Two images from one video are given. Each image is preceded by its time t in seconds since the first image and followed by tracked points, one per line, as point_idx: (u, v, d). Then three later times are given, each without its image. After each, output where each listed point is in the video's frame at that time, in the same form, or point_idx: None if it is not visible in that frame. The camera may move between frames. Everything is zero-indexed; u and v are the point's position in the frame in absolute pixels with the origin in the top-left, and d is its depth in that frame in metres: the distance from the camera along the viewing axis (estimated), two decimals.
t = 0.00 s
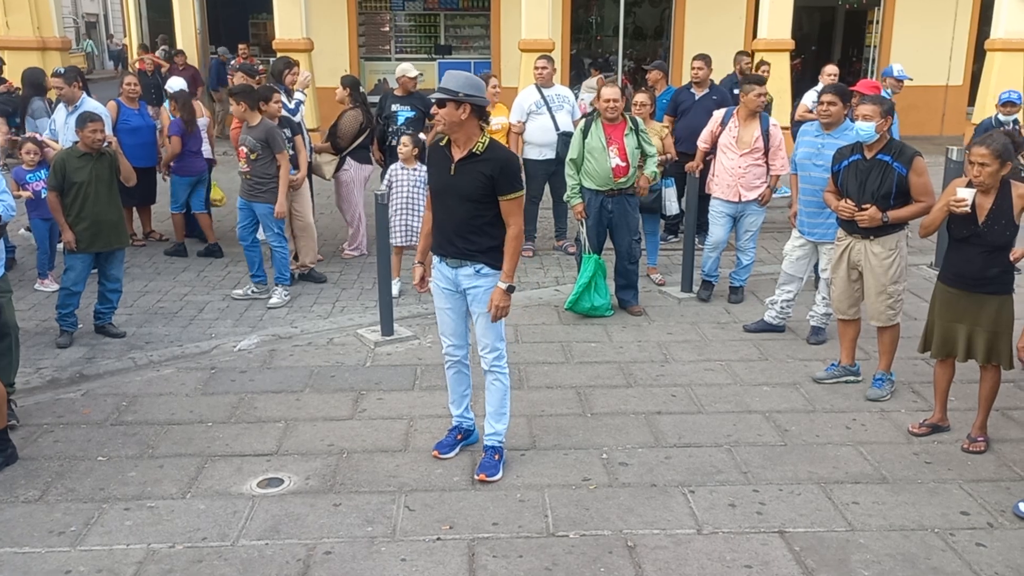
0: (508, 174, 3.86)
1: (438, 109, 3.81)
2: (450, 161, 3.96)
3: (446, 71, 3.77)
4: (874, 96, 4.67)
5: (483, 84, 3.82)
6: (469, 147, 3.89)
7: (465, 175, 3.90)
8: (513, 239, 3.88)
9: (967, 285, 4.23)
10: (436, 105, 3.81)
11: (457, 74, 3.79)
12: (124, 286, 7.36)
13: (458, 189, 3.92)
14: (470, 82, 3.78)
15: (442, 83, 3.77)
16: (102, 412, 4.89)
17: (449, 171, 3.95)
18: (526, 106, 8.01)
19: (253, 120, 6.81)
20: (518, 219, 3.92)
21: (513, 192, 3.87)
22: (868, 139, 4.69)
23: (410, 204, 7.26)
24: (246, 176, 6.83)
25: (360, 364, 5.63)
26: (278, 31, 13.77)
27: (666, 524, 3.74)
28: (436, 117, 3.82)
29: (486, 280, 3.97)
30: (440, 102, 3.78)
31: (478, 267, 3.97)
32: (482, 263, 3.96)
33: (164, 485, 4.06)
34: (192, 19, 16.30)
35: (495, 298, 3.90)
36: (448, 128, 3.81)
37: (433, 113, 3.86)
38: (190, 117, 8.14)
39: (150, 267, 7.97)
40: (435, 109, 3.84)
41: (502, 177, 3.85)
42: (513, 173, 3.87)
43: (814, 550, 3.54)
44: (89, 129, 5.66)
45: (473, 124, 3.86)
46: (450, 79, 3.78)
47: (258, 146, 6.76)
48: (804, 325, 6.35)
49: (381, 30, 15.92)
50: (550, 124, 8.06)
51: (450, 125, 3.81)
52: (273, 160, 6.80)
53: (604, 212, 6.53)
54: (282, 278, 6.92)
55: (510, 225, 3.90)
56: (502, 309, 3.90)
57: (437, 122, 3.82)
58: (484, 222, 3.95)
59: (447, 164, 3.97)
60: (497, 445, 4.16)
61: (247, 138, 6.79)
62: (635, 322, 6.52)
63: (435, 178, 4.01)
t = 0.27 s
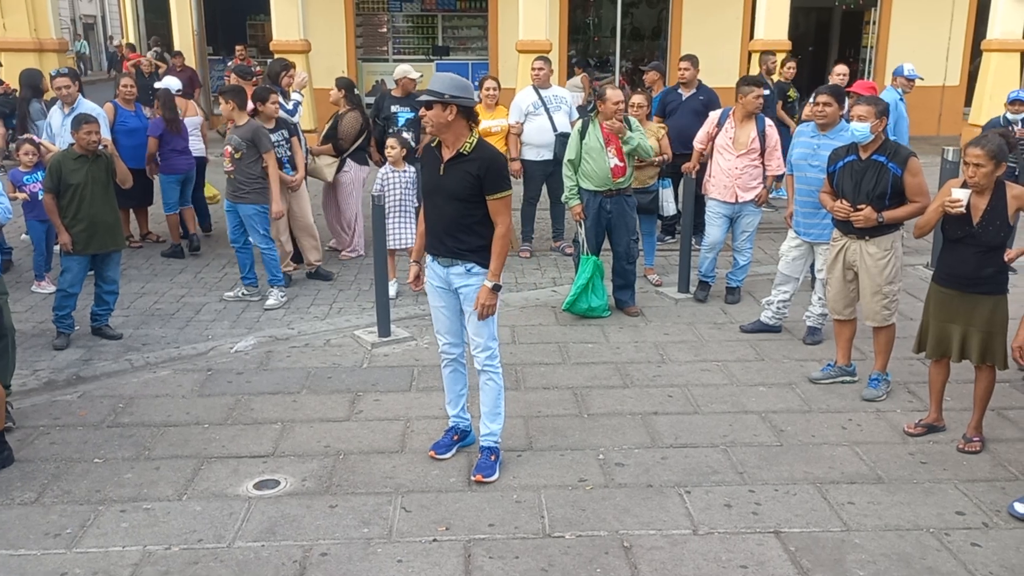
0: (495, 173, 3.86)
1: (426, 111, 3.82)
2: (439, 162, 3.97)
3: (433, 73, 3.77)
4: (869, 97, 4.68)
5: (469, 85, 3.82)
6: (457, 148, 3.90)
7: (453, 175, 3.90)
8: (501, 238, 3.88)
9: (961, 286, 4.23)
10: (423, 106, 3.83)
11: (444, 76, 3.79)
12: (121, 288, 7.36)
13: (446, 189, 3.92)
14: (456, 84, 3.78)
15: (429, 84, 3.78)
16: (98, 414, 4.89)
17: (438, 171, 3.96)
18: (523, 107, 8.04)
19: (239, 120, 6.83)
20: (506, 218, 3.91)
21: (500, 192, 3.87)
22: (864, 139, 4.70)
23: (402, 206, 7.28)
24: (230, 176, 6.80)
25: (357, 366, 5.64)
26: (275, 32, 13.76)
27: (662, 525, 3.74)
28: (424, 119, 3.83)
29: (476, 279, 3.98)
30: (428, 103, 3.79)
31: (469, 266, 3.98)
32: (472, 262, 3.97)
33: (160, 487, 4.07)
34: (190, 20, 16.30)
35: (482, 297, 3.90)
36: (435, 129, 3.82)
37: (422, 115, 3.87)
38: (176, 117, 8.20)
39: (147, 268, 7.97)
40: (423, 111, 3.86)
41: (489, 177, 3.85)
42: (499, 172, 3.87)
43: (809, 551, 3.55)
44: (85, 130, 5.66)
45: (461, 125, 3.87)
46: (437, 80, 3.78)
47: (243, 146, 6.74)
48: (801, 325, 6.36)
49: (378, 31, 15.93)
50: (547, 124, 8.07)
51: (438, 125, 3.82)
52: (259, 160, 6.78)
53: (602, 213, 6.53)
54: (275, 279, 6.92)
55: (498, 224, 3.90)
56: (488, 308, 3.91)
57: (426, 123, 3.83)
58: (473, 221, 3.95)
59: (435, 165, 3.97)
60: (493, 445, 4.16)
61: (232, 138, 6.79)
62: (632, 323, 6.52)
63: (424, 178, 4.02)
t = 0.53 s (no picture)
0: (491, 173, 3.86)
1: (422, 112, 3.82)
2: (437, 162, 3.97)
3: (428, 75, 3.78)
4: (868, 99, 4.68)
5: (465, 85, 3.83)
6: (454, 147, 3.90)
7: (449, 174, 3.90)
8: (499, 237, 3.88)
9: (959, 286, 4.24)
10: (420, 107, 3.83)
11: (438, 77, 3.79)
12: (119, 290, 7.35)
13: (443, 188, 3.92)
14: (452, 85, 3.79)
15: (425, 85, 3.79)
16: (97, 416, 4.89)
17: (435, 171, 3.96)
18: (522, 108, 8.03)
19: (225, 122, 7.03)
20: (503, 216, 3.92)
21: (497, 191, 3.87)
22: (863, 141, 4.71)
23: (400, 206, 7.26)
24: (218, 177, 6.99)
25: (356, 367, 5.64)
26: (274, 33, 13.77)
27: (661, 526, 3.75)
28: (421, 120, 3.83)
29: (474, 279, 3.99)
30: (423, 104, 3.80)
31: (466, 266, 3.98)
32: (470, 262, 3.98)
33: (159, 488, 4.07)
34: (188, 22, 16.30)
35: (480, 296, 3.91)
36: (431, 130, 3.83)
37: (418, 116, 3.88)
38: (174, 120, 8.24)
39: (146, 270, 7.96)
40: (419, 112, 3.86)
41: (486, 176, 3.85)
42: (496, 172, 3.87)
43: (808, 551, 3.55)
44: (82, 132, 5.66)
45: (457, 125, 3.87)
46: (432, 81, 3.78)
47: (227, 146, 6.92)
48: (800, 326, 6.37)
49: (377, 32, 15.94)
50: (546, 125, 8.08)
51: (434, 126, 3.82)
52: (241, 160, 6.93)
53: (600, 213, 6.54)
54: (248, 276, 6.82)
55: (495, 223, 3.90)
56: (486, 307, 3.93)
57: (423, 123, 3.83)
58: (470, 220, 3.95)
59: (433, 165, 3.98)
60: (492, 447, 4.16)
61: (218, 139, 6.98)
62: (631, 324, 6.53)
63: (422, 178, 4.02)
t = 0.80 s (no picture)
0: (491, 173, 3.86)
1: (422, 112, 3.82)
2: (436, 162, 3.97)
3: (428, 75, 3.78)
4: (867, 98, 4.68)
5: (464, 85, 3.83)
6: (453, 147, 3.90)
7: (448, 174, 3.91)
8: (499, 237, 3.88)
9: (957, 286, 4.24)
10: (419, 107, 3.83)
11: (438, 77, 3.79)
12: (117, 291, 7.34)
13: (442, 188, 3.93)
14: (450, 85, 3.78)
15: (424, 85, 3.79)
16: (95, 417, 4.88)
17: (434, 171, 3.96)
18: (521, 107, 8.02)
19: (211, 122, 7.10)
20: (502, 216, 3.92)
21: (497, 191, 3.87)
22: (862, 141, 4.71)
23: (398, 207, 7.25)
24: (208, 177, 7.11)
25: (355, 368, 5.63)
26: (272, 34, 13.76)
27: (660, 526, 3.75)
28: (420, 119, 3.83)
29: (474, 279, 3.98)
30: (422, 104, 3.80)
31: (466, 266, 3.98)
32: (470, 262, 3.98)
33: (158, 489, 4.06)
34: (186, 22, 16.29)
35: (482, 296, 3.92)
36: (430, 130, 3.83)
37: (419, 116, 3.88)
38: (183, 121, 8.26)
39: (144, 270, 7.95)
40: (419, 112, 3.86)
41: (485, 176, 3.85)
42: (495, 172, 3.87)
43: (807, 551, 3.55)
44: (79, 133, 5.65)
45: (456, 125, 3.87)
46: (431, 81, 3.78)
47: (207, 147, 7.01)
48: (798, 326, 6.37)
49: (375, 32, 15.93)
50: (544, 126, 8.07)
51: (434, 126, 3.82)
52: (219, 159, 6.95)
53: (597, 214, 6.54)
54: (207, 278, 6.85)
55: (495, 223, 3.90)
56: (488, 306, 3.93)
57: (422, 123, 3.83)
58: (469, 221, 3.95)
59: (432, 165, 3.98)
60: (491, 447, 4.16)
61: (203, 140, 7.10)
62: (630, 324, 6.53)
63: (421, 178, 4.02)
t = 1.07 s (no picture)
0: (490, 174, 3.86)
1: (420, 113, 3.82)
2: (434, 163, 3.97)
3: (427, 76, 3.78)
4: (866, 98, 4.70)
5: (463, 87, 3.83)
6: (451, 148, 3.90)
7: (447, 175, 3.91)
8: (498, 238, 3.89)
9: (954, 286, 4.25)
10: (417, 107, 3.83)
11: (436, 78, 3.79)
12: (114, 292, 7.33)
13: (441, 189, 3.93)
14: (449, 86, 3.79)
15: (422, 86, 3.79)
16: (92, 418, 4.87)
17: (433, 172, 3.96)
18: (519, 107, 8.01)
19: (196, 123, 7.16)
20: (501, 217, 3.92)
21: (496, 192, 3.87)
22: (861, 140, 4.72)
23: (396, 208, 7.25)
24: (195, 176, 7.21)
25: (352, 368, 5.63)
26: (269, 35, 13.75)
27: (657, 526, 3.75)
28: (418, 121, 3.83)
29: (473, 280, 3.98)
30: (420, 105, 3.80)
31: (464, 266, 3.97)
32: (468, 263, 3.97)
33: (154, 491, 4.06)
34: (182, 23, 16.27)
35: (482, 297, 3.92)
36: (428, 131, 3.82)
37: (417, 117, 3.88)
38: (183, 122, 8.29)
39: (141, 272, 7.94)
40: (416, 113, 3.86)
41: (484, 177, 3.86)
42: (494, 173, 3.87)
43: (804, 551, 3.55)
44: (74, 133, 5.64)
45: (454, 126, 3.86)
46: (430, 83, 3.78)
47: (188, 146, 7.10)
48: (795, 326, 6.37)
49: (372, 33, 15.93)
50: (542, 126, 8.06)
51: (432, 126, 3.81)
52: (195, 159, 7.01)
53: (595, 214, 6.53)
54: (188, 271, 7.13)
55: (494, 224, 3.90)
56: (488, 307, 3.93)
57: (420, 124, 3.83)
58: (468, 221, 3.95)
59: (430, 165, 3.98)
60: (489, 447, 4.15)
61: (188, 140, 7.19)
62: (627, 324, 6.53)
63: (420, 179, 4.02)
